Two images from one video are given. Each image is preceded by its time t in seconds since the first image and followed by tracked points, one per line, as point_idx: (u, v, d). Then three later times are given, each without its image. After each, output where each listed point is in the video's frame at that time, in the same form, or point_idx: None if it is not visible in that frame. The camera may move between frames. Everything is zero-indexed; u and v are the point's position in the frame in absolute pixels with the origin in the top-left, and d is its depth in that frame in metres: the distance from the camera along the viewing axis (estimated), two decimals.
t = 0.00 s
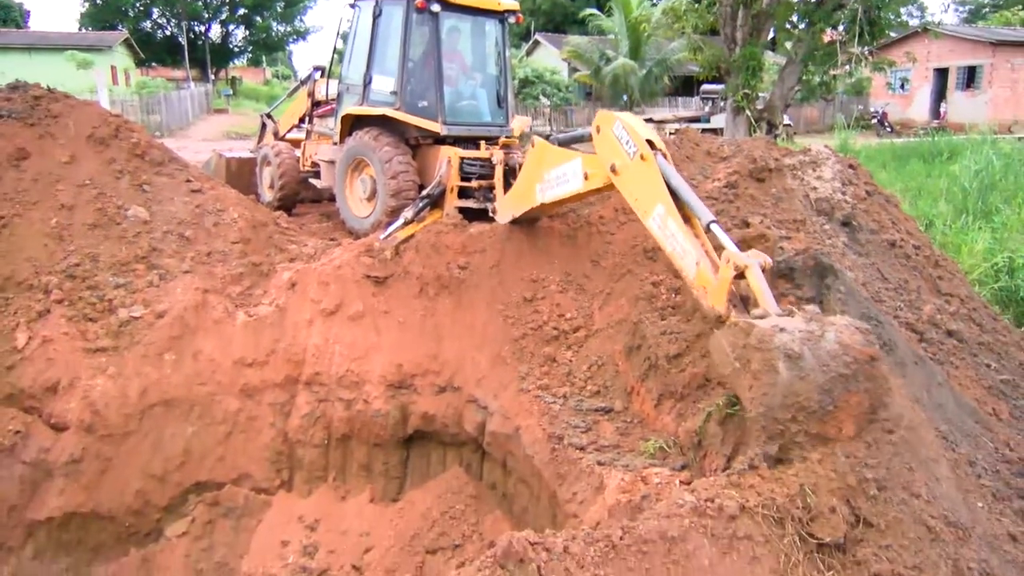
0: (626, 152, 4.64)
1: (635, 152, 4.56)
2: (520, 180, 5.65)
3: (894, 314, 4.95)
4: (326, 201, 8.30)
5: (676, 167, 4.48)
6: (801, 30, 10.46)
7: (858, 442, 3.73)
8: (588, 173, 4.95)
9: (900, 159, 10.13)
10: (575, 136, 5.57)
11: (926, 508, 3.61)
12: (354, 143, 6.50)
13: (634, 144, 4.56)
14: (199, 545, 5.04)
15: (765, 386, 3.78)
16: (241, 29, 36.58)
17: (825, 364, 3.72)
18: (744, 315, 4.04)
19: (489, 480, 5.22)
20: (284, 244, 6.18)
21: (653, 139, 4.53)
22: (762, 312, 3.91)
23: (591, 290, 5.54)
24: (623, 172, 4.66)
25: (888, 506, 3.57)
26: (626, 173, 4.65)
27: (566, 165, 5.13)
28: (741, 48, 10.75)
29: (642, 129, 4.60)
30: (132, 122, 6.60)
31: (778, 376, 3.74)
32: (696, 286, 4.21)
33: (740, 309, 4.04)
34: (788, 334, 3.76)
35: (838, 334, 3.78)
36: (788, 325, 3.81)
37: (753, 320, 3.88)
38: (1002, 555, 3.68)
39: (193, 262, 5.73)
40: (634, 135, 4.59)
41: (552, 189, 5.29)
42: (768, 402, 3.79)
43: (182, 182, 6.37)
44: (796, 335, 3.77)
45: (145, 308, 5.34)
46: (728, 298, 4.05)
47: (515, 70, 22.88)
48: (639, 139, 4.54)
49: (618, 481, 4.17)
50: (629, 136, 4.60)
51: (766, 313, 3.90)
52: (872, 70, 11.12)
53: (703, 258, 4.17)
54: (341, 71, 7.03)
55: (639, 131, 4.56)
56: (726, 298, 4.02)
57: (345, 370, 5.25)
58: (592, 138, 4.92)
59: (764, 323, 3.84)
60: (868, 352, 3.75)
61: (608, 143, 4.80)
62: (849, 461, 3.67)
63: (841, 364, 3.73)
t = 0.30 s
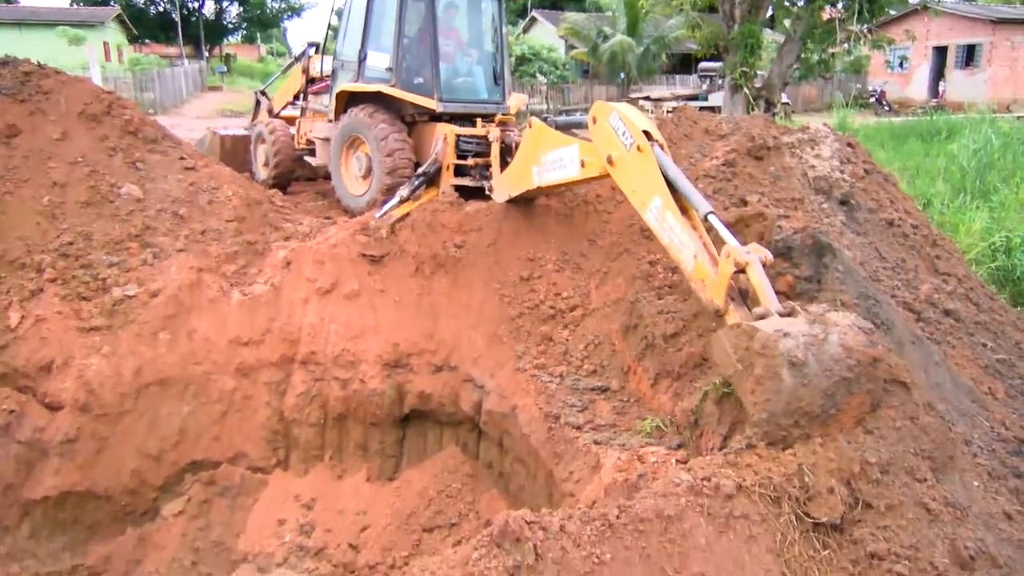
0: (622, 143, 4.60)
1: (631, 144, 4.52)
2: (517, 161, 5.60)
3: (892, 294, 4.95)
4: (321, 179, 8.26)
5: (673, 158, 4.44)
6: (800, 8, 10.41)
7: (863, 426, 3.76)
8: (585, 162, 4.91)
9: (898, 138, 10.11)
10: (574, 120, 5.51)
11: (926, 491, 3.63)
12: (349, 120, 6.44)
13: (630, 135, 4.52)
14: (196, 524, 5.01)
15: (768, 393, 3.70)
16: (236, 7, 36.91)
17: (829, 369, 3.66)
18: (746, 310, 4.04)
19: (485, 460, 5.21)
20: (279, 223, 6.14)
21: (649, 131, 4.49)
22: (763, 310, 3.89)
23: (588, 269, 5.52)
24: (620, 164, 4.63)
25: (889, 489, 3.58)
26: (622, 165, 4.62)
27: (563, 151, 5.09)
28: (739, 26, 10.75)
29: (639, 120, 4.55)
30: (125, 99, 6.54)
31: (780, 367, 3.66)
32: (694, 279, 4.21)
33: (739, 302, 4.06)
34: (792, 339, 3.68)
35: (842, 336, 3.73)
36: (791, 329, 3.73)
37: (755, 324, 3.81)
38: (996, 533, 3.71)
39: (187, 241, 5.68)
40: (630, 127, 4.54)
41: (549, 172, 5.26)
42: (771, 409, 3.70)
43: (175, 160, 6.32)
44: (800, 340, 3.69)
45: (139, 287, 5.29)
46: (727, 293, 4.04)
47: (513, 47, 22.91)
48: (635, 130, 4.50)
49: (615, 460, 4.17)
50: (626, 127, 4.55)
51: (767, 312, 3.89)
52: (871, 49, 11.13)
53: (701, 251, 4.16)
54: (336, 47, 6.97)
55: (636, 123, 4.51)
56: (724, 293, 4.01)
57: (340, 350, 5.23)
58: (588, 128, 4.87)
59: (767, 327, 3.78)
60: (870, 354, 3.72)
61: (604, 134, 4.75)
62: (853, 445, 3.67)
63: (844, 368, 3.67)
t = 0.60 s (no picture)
0: (619, 126, 4.58)
1: (628, 126, 4.50)
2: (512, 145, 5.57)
3: (888, 280, 4.95)
4: (315, 166, 8.23)
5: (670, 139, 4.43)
6: None
7: (855, 414, 3.77)
8: (581, 145, 4.90)
9: (894, 124, 10.11)
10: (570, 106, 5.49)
11: (921, 478, 3.64)
12: (344, 106, 6.40)
13: (627, 117, 4.50)
14: (191, 512, 4.97)
15: (762, 391, 3.71)
16: None
17: (825, 373, 3.63)
18: (746, 291, 4.05)
19: (481, 447, 5.26)
20: (273, 210, 6.12)
21: (646, 112, 4.47)
22: (767, 298, 3.86)
23: (584, 257, 5.53)
24: (617, 146, 4.61)
25: (883, 476, 3.58)
26: (619, 147, 4.60)
27: (559, 134, 5.07)
28: (735, 11, 10.78)
29: (635, 102, 4.53)
30: (117, 85, 6.50)
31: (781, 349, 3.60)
32: (693, 260, 4.25)
33: (739, 282, 4.06)
34: (792, 342, 3.60)
35: (844, 340, 3.62)
36: (794, 329, 3.64)
37: (758, 319, 3.74)
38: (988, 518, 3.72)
39: (181, 228, 5.65)
40: (627, 109, 4.52)
41: (545, 157, 5.23)
42: (763, 407, 3.72)
43: (168, 146, 6.28)
44: (801, 343, 3.61)
45: (132, 275, 5.25)
46: (730, 276, 4.06)
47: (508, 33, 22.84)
48: (632, 112, 4.48)
49: (610, 448, 4.17)
50: (622, 109, 4.53)
51: (771, 301, 3.85)
52: (866, 36, 11.17)
53: (699, 232, 4.19)
54: (330, 33, 6.94)
55: (632, 105, 4.49)
56: (726, 276, 4.04)
57: (335, 337, 5.21)
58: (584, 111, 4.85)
59: (770, 325, 3.69)
60: (869, 358, 3.65)
61: (600, 117, 4.73)
62: (845, 431, 3.68)
63: (842, 371, 3.65)
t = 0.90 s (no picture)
0: (614, 114, 4.57)
1: (624, 114, 4.49)
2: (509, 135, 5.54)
3: (882, 269, 4.95)
4: (309, 158, 8.20)
5: (666, 127, 4.42)
6: None
7: (850, 405, 3.79)
8: (577, 134, 4.88)
9: (889, 113, 10.10)
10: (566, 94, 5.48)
11: (916, 467, 3.65)
12: (338, 97, 6.37)
13: (623, 106, 4.48)
14: (187, 505, 4.96)
15: (751, 397, 3.73)
16: None
17: (815, 384, 3.68)
18: (743, 279, 4.08)
19: (476, 438, 5.27)
20: (267, 202, 6.10)
21: (641, 100, 4.46)
22: (767, 298, 3.85)
23: (579, 247, 5.53)
24: (613, 135, 4.60)
25: (878, 466, 3.59)
26: (615, 135, 4.59)
27: (555, 124, 5.05)
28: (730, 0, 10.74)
29: (631, 90, 4.52)
30: (109, 78, 6.47)
31: (776, 358, 3.60)
32: (689, 249, 4.27)
33: (737, 272, 4.08)
34: (788, 353, 3.60)
35: (837, 351, 3.66)
36: (791, 338, 3.63)
37: (754, 324, 3.73)
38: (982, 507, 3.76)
39: (174, 221, 5.62)
40: (623, 97, 4.50)
41: (541, 147, 5.20)
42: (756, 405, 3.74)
43: (160, 138, 6.25)
44: (796, 354, 3.62)
45: (126, 268, 5.22)
46: (729, 266, 4.06)
47: (502, 23, 22.78)
48: (628, 100, 4.46)
49: (606, 438, 4.17)
50: (618, 98, 4.52)
51: (770, 301, 3.84)
52: (862, 24, 11.13)
53: (696, 220, 4.21)
54: (323, 23, 6.90)
55: (628, 93, 4.48)
56: (724, 266, 4.05)
57: (330, 330, 5.20)
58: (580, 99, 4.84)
59: (766, 331, 3.67)
60: (860, 369, 3.72)
61: (595, 105, 4.72)
62: (840, 421, 3.71)
63: (830, 382, 3.69)
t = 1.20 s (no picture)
0: (609, 102, 4.55)
1: (620, 102, 4.47)
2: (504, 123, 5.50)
3: (878, 257, 4.95)
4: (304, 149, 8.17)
5: (662, 115, 4.40)
6: None
7: (845, 392, 3.79)
8: (572, 122, 4.86)
9: (883, 100, 10.09)
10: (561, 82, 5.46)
11: (913, 454, 3.65)
12: (331, 87, 6.33)
13: (619, 94, 4.46)
14: (183, 497, 4.94)
15: (739, 393, 3.77)
16: None
17: (803, 384, 3.74)
18: (736, 270, 4.12)
19: (472, 428, 5.26)
20: (261, 193, 6.08)
21: (637, 88, 4.43)
22: (761, 294, 3.87)
23: (574, 236, 5.52)
24: (608, 123, 4.58)
25: (874, 453, 3.59)
26: (611, 123, 4.57)
27: (551, 112, 5.02)
28: None
29: (627, 78, 4.49)
30: (100, 68, 6.42)
31: (766, 357, 3.68)
32: (684, 238, 4.28)
33: (731, 263, 4.12)
34: (778, 355, 3.67)
35: (826, 352, 3.73)
36: (782, 340, 3.69)
37: (746, 321, 3.77)
38: (978, 491, 3.76)
39: (168, 213, 5.59)
40: (619, 85, 4.48)
41: (537, 136, 5.18)
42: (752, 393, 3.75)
43: (153, 129, 6.21)
44: (786, 355, 3.69)
45: (119, 260, 5.19)
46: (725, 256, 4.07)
47: (496, 11, 22.67)
48: (623, 88, 4.44)
49: (602, 427, 4.17)
50: (613, 85, 4.49)
51: (764, 298, 3.86)
52: (857, 11, 11.10)
53: (690, 210, 4.20)
54: (316, 13, 6.86)
55: (624, 81, 4.45)
56: (719, 258, 4.05)
57: (325, 321, 5.19)
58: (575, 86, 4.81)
59: (757, 330, 3.73)
60: (848, 370, 3.79)
61: (591, 93, 4.69)
62: (836, 408, 3.70)
63: (818, 382, 3.75)
